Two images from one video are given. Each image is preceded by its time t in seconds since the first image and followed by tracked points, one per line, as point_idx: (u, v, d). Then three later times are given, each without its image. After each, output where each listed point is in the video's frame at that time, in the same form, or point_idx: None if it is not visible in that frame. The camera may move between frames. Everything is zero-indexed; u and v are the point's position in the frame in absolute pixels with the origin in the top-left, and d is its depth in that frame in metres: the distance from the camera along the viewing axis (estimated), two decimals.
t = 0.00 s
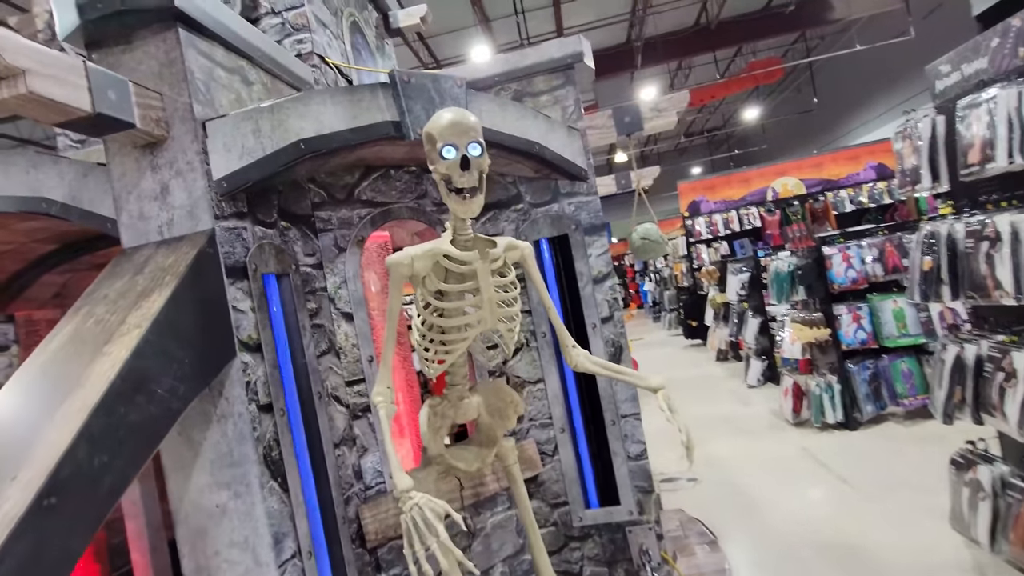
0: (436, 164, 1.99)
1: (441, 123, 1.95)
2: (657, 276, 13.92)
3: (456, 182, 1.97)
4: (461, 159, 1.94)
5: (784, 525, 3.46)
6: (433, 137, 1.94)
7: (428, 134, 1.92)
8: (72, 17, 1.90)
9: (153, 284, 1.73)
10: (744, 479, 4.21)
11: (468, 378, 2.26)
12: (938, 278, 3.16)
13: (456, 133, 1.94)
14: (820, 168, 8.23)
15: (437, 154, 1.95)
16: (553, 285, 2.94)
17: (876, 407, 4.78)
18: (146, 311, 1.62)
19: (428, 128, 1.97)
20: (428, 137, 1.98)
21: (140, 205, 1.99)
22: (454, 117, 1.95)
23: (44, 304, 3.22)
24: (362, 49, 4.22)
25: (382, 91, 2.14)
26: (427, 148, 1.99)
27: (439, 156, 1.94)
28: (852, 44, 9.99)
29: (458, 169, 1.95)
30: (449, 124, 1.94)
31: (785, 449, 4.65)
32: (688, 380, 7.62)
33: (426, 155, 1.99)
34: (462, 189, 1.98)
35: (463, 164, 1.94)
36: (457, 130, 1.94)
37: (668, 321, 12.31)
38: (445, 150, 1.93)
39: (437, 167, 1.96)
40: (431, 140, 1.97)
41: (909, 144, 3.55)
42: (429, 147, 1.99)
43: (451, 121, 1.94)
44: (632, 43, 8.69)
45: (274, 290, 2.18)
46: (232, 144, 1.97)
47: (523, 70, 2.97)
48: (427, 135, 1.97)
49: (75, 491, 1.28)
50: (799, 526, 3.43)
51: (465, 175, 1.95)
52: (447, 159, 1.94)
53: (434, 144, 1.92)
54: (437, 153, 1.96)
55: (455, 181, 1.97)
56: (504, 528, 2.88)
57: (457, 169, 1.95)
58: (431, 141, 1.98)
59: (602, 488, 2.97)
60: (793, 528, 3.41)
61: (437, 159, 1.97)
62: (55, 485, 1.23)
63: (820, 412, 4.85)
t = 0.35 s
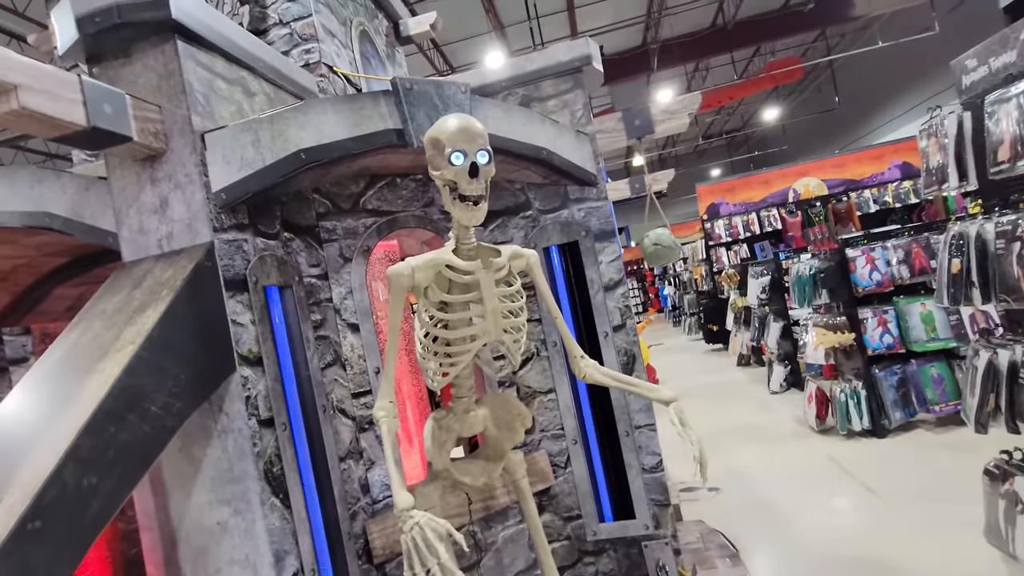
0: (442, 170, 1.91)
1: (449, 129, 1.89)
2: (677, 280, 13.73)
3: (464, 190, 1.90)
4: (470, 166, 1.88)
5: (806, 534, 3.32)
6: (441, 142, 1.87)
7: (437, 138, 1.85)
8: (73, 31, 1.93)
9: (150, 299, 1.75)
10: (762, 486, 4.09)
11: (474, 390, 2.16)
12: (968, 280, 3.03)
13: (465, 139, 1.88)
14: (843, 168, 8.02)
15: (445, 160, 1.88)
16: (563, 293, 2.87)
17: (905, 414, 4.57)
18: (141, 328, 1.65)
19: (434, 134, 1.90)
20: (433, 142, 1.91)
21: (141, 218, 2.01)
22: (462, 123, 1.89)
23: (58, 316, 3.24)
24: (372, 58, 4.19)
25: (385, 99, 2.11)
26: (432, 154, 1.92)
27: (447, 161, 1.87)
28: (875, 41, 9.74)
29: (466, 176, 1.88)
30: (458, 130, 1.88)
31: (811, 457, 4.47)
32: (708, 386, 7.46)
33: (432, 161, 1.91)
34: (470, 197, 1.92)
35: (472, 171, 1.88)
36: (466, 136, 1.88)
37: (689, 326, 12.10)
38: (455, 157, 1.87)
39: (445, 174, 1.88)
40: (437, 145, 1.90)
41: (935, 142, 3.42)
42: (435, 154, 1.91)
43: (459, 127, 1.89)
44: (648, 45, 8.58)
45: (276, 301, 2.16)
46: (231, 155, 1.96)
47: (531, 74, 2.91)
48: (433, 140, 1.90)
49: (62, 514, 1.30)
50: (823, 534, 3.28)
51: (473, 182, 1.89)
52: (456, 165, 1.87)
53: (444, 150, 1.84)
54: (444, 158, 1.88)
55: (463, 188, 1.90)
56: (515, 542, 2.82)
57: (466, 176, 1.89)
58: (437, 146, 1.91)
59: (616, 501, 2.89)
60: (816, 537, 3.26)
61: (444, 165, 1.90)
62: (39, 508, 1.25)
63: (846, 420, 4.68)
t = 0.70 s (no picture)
0: (454, 173, 1.87)
1: (463, 131, 1.86)
2: (690, 285, 13.59)
3: (478, 193, 1.87)
4: (485, 170, 1.85)
5: (827, 544, 3.23)
6: (457, 144, 1.84)
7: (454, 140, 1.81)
8: (83, 42, 1.96)
9: (156, 307, 1.75)
10: (781, 495, 4.00)
11: (483, 396, 2.10)
12: (992, 282, 2.94)
13: (480, 142, 1.85)
14: (859, 169, 7.89)
15: (460, 162, 1.85)
16: (574, 298, 2.84)
17: (928, 421, 4.43)
18: (146, 336, 1.65)
19: (448, 136, 1.86)
20: (446, 144, 1.87)
21: (149, 226, 2.02)
22: (476, 125, 1.87)
23: (74, 324, 3.28)
24: (382, 65, 4.20)
25: (391, 104, 2.09)
26: (444, 156, 1.87)
27: (462, 163, 1.84)
28: (890, 40, 9.60)
29: (480, 179, 1.86)
30: (472, 133, 1.85)
31: (830, 464, 4.37)
32: (724, 392, 7.35)
33: (444, 163, 1.87)
34: (482, 200, 1.89)
35: (487, 174, 1.86)
36: (481, 139, 1.85)
37: (703, 331, 11.96)
38: (470, 159, 1.83)
39: (459, 176, 1.84)
40: (451, 147, 1.86)
41: (954, 141, 3.34)
42: (448, 156, 1.87)
43: (473, 130, 1.86)
44: (659, 49, 8.52)
45: (284, 308, 2.15)
46: (238, 162, 1.96)
47: (539, 78, 2.89)
48: (447, 142, 1.86)
49: (64, 523, 1.30)
50: (843, 546, 3.18)
51: (488, 186, 1.87)
52: (471, 168, 1.84)
53: (461, 152, 1.81)
54: (459, 161, 1.85)
55: (476, 191, 1.86)
56: (526, 551, 2.77)
57: (481, 179, 1.86)
58: (450, 148, 1.87)
59: (630, 509, 2.82)
60: (837, 548, 3.17)
61: (457, 167, 1.86)
62: (41, 516, 1.25)
63: (866, 426, 4.59)
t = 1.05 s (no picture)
0: (475, 169, 1.86)
1: (483, 127, 1.85)
2: (707, 286, 13.45)
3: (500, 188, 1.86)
4: (507, 165, 1.85)
5: (850, 549, 3.15)
6: (480, 140, 1.83)
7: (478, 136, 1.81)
8: (100, 44, 1.98)
9: (170, 305, 1.77)
10: (802, 499, 3.92)
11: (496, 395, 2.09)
12: (1021, 280, 2.85)
13: (501, 138, 1.85)
14: (880, 168, 7.74)
15: (483, 158, 1.84)
16: (588, 297, 2.81)
17: (955, 423, 4.32)
18: (160, 333, 1.66)
19: (468, 132, 1.85)
20: (467, 141, 1.85)
21: (164, 225, 2.04)
22: (494, 122, 1.86)
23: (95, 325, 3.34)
24: (396, 67, 4.21)
25: (403, 103, 2.09)
26: (464, 153, 1.86)
27: (485, 159, 1.83)
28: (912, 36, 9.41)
29: (503, 174, 1.85)
30: (493, 129, 1.85)
31: (852, 468, 4.28)
32: (742, 394, 7.25)
33: (466, 160, 1.86)
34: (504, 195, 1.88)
35: (509, 169, 1.86)
36: (501, 134, 1.85)
37: (721, 333, 11.82)
38: (494, 154, 1.83)
39: (483, 171, 1.83)
40: (472, 143, 1.85)
41: (979, 136, 3.26)
42: (469, 152, 1.86)
43: (493, 126, 1.85)
44: (674, 49, 8.45)
45: (297, 308, 2.15)
46: (251, 162, 1.97)
47: (551, 76, 2.88)
48: (469, 139, 1.85)
49: (78, 518, 1.31)
50: (866, 551, 3.10)
51: (511, 180, 1.86)
52: (494, 163, 1.83)
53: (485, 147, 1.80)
54: (482, 157, 1.84)
55: (499, 186, 1.85)
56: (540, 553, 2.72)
57: (503, 174, 1.85)
58: (471, 144, 1.86)
59: (645, 511, 2.79)
60: (860, 553, 3.08)
61: (479, 163, 1.85)
62: (55, 512, 1.26)
63: (889, 429, 4.47)
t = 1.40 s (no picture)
0: (512, 167, 1.85)
1: (517, 126, 1.84)
2: (723, 288, 13.32)
3: (538, 185, 1.87)
4: (543, 162, 1.87)
5: (871, 555, 3.09)
6: (518, 139, 1.82)
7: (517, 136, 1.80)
8: (120, 48, 2.02)
9: (188, 304, 1.79)
10: (822, 503, 3.85)
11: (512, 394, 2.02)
12: None
13: (534, 136, 1.86)
14: (900, 167, 7.61)
15: (521, 157, 1.83)
16: (602, 298, 2.80)
17: (979, 428, 4.23)
18: (178, 332, 1.69)
19: (503, 131, 1.83)
20: (503, 140, 1.83)
21: (182, 226, 2.07)
22: (525, 121, 1.86)
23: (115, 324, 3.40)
24: (410, 69, 4.23)
25: (417, 104, 2.11)
26: (500, 152, 1.84)
27: (524, 158, 1.83)
28: (933, 34, 9.26)
29: (539, 171, 1.87)
30: (527, 127, 1.85)
31: (873, 473, 4.20)
32: (759, 397, 7.16)
33: (502, 159, 1.83)
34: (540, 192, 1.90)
35: (544, 167, 1.88)
36: (533, 132, 1.86)
37: (737, 335, 11.68)
38: (532, 152, 1.83)
39: (523, 169, 1.83)
40: (508, 142, 1.83)
41: (1004, 134, 3.19)
42: (505, 151, 1.84)
43: (524, 123, 1.86)
44: (689, 50, 8.39)
45: (312, 308, 2.17)
46: (267, 163, 1.99)
47: (565, 76, 2.88)
48: (504, 138, 1.83)
49: (97, 513, 1.33)
50: (889, 558, 3.03)
51: (546, 177, 1.89)
52: (533, 161, 1.84)
53: (526, 146, 1.80)
54: (519, 155, 1.84)
55: (536, 184, 1.86)
56: (555, 555, 2.66)
57: (540, 172, 1.87)
58: (505, 143, 1.84)
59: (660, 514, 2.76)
60: (881, 561, 3.02)
61: (517, 161, 1.84)
62: (75, 507, 1.28)
63: (911, 433, 4.38)
